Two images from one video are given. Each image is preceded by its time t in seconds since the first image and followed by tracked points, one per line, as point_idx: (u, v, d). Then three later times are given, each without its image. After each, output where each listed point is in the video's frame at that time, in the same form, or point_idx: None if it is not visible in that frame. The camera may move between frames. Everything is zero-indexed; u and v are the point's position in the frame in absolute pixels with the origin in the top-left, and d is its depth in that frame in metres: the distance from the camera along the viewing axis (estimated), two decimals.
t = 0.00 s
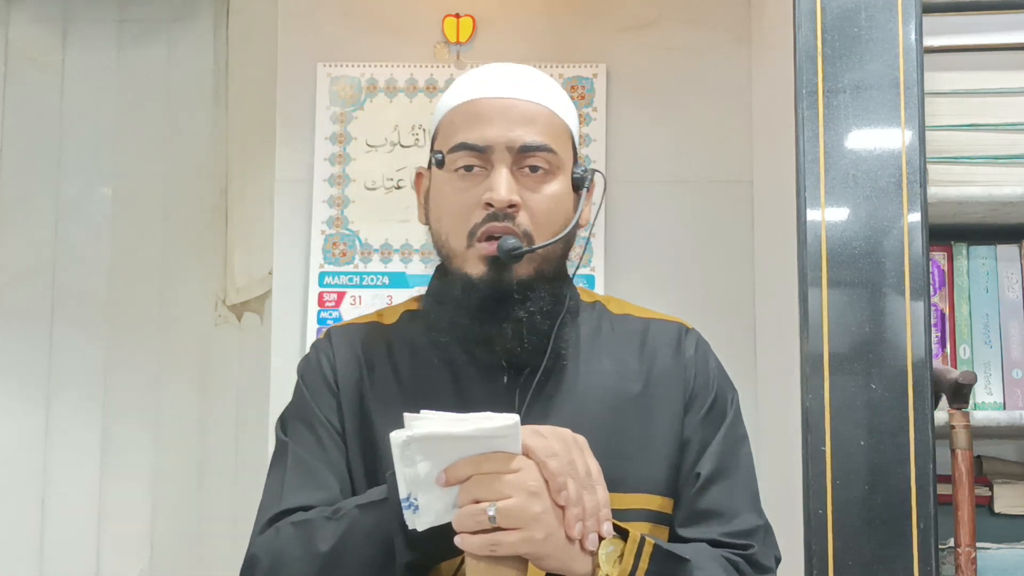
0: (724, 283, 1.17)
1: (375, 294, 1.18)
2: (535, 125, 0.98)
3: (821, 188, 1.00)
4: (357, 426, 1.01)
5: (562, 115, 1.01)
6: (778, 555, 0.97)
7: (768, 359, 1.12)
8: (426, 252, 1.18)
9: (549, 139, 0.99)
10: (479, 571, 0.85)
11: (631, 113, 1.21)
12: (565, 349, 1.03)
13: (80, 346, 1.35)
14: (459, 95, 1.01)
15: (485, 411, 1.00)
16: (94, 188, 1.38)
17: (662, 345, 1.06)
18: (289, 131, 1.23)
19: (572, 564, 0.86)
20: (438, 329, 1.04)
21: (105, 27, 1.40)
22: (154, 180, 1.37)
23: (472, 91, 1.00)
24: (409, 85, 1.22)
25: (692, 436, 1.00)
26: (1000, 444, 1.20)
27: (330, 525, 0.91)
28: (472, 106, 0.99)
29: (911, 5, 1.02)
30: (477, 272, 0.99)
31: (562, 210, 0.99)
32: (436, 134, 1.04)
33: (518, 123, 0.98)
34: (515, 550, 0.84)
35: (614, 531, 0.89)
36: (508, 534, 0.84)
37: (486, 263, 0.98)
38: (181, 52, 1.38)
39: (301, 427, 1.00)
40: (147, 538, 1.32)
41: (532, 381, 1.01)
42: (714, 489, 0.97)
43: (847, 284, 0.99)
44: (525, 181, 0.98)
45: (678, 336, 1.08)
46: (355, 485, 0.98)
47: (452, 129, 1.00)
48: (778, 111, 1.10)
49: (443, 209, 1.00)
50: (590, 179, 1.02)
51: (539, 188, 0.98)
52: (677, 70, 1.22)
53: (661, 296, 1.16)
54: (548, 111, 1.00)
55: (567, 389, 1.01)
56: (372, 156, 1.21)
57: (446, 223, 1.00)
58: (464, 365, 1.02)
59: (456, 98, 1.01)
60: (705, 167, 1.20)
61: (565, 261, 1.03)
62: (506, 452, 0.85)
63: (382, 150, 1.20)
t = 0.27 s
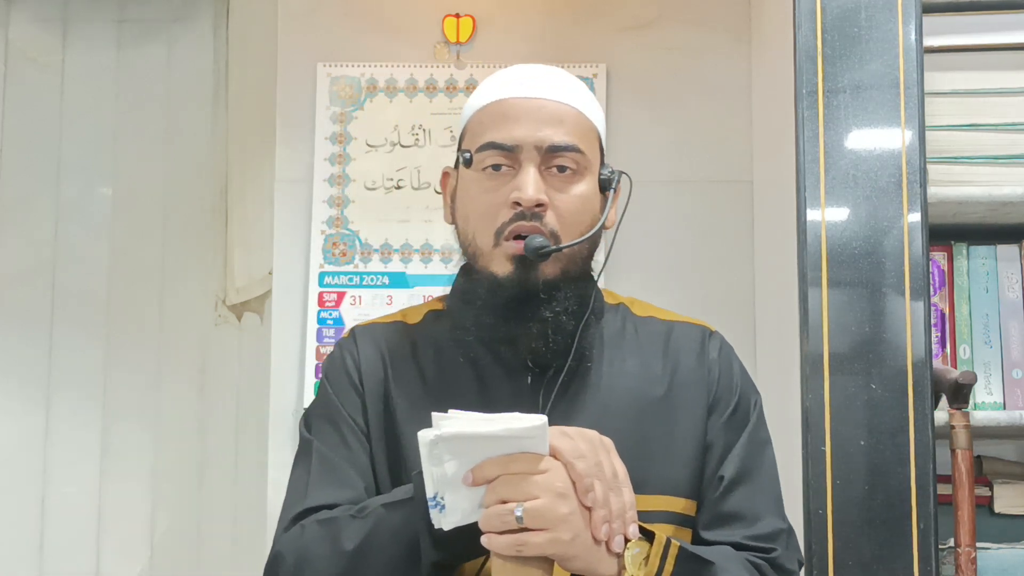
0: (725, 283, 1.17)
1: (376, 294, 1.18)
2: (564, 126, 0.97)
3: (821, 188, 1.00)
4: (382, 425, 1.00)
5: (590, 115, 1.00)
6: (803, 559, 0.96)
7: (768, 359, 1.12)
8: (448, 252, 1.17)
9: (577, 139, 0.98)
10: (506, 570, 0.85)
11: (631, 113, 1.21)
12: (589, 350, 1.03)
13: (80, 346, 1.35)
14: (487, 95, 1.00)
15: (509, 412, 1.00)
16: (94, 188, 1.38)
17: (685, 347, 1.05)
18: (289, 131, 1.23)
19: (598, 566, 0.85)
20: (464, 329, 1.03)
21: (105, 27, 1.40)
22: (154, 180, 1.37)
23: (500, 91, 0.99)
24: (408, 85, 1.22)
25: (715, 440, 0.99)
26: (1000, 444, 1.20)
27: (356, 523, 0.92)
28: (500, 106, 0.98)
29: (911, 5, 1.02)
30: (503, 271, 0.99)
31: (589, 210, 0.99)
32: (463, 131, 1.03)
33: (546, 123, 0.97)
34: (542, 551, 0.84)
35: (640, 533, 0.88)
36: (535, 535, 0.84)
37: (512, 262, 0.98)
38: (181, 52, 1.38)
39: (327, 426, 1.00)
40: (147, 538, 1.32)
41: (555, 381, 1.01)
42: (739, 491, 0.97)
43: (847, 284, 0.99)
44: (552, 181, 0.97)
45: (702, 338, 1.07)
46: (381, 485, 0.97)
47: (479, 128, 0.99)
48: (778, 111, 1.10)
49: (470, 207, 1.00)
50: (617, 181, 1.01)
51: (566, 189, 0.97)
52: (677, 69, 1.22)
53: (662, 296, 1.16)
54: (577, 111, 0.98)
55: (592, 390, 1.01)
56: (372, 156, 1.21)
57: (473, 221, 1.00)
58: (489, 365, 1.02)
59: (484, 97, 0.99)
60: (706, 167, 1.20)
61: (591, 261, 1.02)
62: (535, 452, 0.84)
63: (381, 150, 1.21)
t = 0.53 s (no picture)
0: (725, 283, 1.16)
1: (375, 294, 1.18)
2: (588, 128, 0.97)
3: (821, 188, 1.00)
4: (400, 424, 1.00)
5: (613, 117, 1.00)
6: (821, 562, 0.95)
7: (768, 359, 1.12)
8: (465, 252, 1.17)
9: (601, 141, 0.98)
10: (527, 571, 0.86)
11: (631, 113, 1.21)
12: (608, 352, 1.02)
13: (80, 346, 1.35)
14: (510, 95, 0.99)
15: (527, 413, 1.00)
16: (93, 187, 1.38)
17: (704, 350, 1.04)
18: (289, 131, 1.23)
19: (619, 568, 0.86)
20: (484, 329, 1.03)
21: (105, 26, 1.40)
22: (154, 180, 1.37)
23: (524, 91, 0.99)
24: (409, 85, 1.22)
25: (732, 444, 0.98)
26: (1000, 444, 1.20)
27: (375, 523, 0.93)
28: (524, 106, 0.98)
29: (911, 5, 1.02)
30: (526, 271, 1.00)
31: (611, 211, 0.99)
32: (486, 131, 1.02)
33: (571, 125, 0.97)
34: (561, 552, 0.85)
35: (659, 535, 0.90)
36: (557, 535, 0.85)
37: (535, 263, 0.99)
38: (181, 52, 1.38)
39: (345, 424, 1.00)
40: (147, 537, 1.32)
41: (574, 383, 1.01)
42: (756, 495, 0.96)
43: (847, 284, 0.99)
44: (576, 183, 0.97)
45: (720, 341, 1.05)
46: (398, 484, 0.97)
47: (503, 128, 0.99)
48: (778, 112, 1.10)
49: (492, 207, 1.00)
50: (639, 182, 1.01)
51: (589, 191, 0.97)
52: (678, 69, 1.22)
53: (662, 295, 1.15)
54: (601, 113, 0.98)
55: (610, 392, 1.00)
56: (372, 157, 1.21)
57: (496, 221, 1.00)
58: (508, 365, 1.02)
59: (507, 97, 0.99)
60: (706, 168, 1.19)
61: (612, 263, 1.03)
62: (557, 454, 0.84)
63: (381, 150, 1.21)
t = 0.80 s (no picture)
0: (725, 283, 1.17)
1: (375, 294, 1.18)
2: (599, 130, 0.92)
3: (821, 188, 1.00)
4: (405, 424, 0.94)
5: (624, 121, 0.96)
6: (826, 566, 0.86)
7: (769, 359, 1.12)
8: (466, 252, 1.19)
9: (612, 145, 0.93)
10: (531, 572, 0.75)
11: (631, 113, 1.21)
12: (614, 353, 0.96)
13: (80, 346, 1.35)
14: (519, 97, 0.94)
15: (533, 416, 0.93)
16: (93, 187, 1.38)
17: (712, 350, 0.98)
18: (289, 131, 1.23)
19: (622, 567, 0.75)
20: (490, 326, 0.97)
21: (105, 27, 1.40)
22: (154, 180, 1.37)
23: (536, 92, 0.94)
24: (409, 85, 1.22)
25: (739, 445, 0.92)
26: (999, 444, 1.20)
27: (381, 522, 0.82)
28: (534, 108, 0.93)
29: (911, 4, 1.02)
30: (533, 274, 0.93)
31: (621, 217, 0.94)
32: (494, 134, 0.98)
33: (581, 127, 0.92)
34: (567, 553, 0.73)
35: (663, 536, 0.80)
36: (561, 536, 0.73)
37: (543, 265, 0.92)
38: (181, 52, 1.38)
39: (351, 422, 0.93)
40: (147, 537, 1.32)
41: (579, 385, 0.94)
42: (764, 496, 0.88)
43: (847, 284, 0.99)
44: (586, 186, 0.92)
45: (728, 343, 1.00)
46: (403, 484, 0.91)
47: (513, 130, 0.94)
48: (778, 112, 1.10)
49: (500, 210, 0.94)
50: (647, 186, 0.97)
51: (600, 194, 0.92)
52: (678, 70, 1.22)
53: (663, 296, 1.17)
54: (612, 116, 0.94)
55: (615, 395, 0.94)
56: (372, 157, 1.21)
57: (503, 223, 0.95)
58: (515, 364, 0.95)
59: (515, 99, 0.94)
60: (706, 168, 1.20)
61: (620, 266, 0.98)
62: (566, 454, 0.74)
63: (381, 150, 1.20)
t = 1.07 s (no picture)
0: (725, 282, 1.17)
1: (375, 294, 1.18)
2: (586, 129, 0.96)
3: (821, 188, 1.00)
4: (398, 426, 0.98)
5: (611, 118, 0.98)
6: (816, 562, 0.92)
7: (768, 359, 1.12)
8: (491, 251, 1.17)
9: (598, 143, 0.96)
10: (519, 572, 0.80)
11: (631, 113, 1.21)
12: (606, 352, 1.01)
13: (80, 346, 1.35)
14: (506, 96, 0.98)
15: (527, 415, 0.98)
16: (93, 187, 1.38)
17: (702, 350, 1.02)
18: (289, 131, 1.23)
19: (611, 566, 0.81)
20: (483, 328, 1.01)
21: (105, 27, 1.40)
22: (154, 180, 1.37)
23: (521, 92, 0.97)
24: (409, 85, 1.22)
25: (730, 443, 0.96)
26: (1000, 444, 1.20)
27: (372, 523, 0.88)
28: (521, 107, 0.96)
29: (911, 5, 1.02)
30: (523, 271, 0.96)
31: (609, 213, 0.97)
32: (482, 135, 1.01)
33: (568, 126, 0.96)
34: (557, 552, 0.78)
35: (653, 534, 0.85)
36: (550, 535, 0.79)
37: (532, 262, 0.96)
38: (181, 52, 1.38)
39: (343, 424, 0.98)
40: (147, 537, 1.32)
41: (573, 384, 0.99)
42: (755, 495, 0.93)
43: (847, 284, 0.99)
44: (573, 184, 0.95)
45: (718, 342, 1.03)
46: (395, 486, 0.96)
47: (500, 131, 0.97)
48: (779, 112, 1.10)
49: (490, 209, 0.98)
50: (637, 184, 0.99)
51: (586, 192, 0.95)
52: (678, 69, 1.22)
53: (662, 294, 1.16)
54: (598, 114, 0.97)
55: (607, 393, 0.99)
56: (372, 157, 1.21)
57: (492, 222, 0.98)
58: (507, 363, 1.00)
59: (503, 98, 0.98)
60: (706, 167, 1.20)
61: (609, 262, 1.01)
62: (550, 453, 0.79)
63: (381, 150, 1.20)
